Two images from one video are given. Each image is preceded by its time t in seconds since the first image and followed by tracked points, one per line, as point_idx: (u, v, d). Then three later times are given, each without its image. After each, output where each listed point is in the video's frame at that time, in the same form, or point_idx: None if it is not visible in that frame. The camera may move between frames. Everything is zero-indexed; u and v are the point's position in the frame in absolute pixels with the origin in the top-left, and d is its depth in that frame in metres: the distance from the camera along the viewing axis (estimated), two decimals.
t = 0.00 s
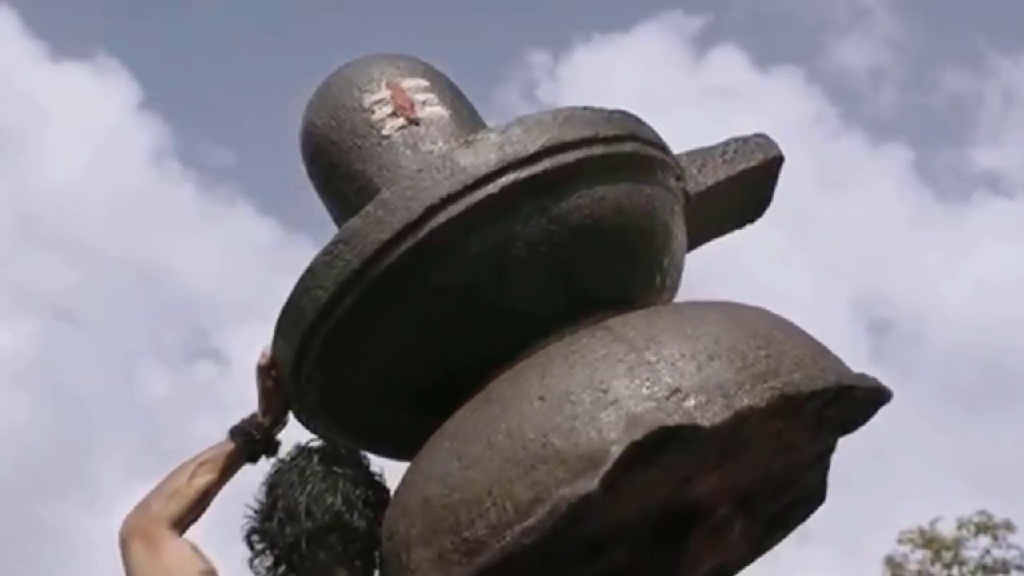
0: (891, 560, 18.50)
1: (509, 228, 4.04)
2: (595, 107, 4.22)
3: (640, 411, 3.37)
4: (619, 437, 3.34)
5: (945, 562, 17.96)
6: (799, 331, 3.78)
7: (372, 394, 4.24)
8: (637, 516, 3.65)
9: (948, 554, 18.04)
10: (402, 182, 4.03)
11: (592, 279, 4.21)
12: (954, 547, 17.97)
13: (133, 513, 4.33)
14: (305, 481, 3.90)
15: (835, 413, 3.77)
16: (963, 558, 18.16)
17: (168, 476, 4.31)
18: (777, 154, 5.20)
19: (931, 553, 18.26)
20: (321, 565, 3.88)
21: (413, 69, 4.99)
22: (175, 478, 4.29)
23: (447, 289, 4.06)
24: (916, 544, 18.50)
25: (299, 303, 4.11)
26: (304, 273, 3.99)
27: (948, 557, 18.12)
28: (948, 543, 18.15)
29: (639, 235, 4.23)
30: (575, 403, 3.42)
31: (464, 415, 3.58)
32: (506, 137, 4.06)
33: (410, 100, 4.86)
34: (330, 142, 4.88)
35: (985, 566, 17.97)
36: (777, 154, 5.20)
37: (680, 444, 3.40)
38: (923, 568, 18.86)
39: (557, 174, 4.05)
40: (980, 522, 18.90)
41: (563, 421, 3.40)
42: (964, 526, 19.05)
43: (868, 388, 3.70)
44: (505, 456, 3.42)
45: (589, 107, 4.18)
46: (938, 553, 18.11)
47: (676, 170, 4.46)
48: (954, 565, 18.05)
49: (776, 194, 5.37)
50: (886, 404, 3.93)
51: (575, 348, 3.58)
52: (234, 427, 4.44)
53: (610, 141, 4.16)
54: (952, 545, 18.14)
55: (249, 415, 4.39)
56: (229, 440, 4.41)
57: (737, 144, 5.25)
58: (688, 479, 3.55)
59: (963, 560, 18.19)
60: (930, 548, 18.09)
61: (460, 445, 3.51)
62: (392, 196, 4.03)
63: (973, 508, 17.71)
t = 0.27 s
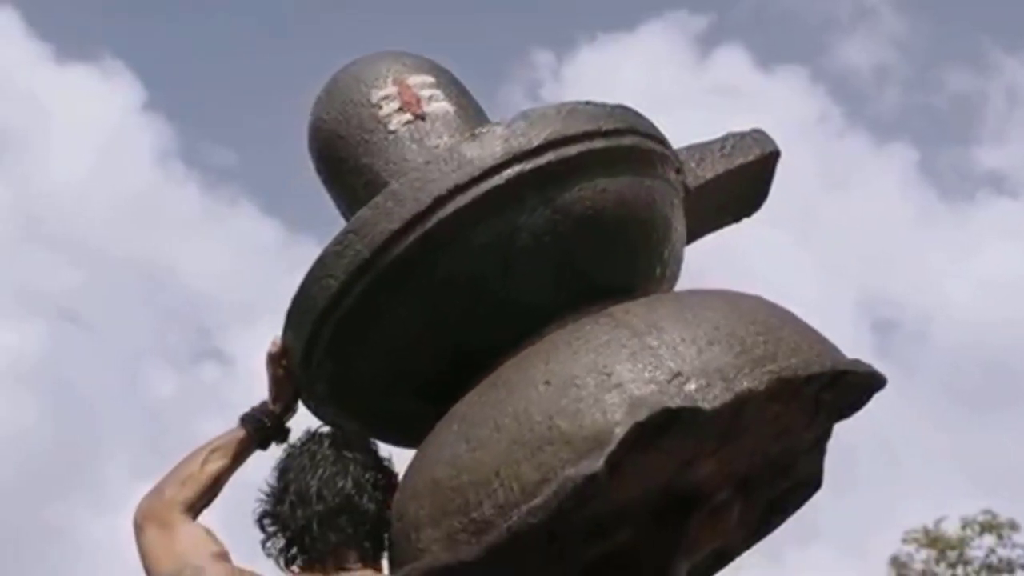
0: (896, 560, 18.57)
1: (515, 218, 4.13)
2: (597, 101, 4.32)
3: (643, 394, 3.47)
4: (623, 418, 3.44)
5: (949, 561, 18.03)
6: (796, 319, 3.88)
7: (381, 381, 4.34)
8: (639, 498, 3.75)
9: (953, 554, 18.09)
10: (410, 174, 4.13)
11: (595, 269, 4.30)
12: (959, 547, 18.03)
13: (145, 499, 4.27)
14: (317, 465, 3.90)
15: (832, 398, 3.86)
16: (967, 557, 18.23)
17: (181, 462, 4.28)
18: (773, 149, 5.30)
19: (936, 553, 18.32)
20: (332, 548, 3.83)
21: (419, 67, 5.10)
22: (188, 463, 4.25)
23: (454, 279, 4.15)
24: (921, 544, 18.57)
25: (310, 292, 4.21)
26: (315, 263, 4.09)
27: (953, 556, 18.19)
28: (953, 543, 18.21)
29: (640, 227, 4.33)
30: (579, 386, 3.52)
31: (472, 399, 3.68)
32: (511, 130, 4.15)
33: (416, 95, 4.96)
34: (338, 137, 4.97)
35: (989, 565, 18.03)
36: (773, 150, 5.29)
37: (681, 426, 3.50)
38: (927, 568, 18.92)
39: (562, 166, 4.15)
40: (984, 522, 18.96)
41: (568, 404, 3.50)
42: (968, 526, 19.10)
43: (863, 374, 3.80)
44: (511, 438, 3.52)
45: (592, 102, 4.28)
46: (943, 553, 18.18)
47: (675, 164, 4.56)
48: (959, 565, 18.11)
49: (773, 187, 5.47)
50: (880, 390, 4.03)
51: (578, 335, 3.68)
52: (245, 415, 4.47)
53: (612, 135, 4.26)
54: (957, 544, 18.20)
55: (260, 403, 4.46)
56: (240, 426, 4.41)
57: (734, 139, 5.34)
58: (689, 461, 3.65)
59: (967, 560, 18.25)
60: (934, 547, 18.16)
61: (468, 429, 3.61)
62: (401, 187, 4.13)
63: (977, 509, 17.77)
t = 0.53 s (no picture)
0: (903, 559, 18.62)
1: (522, 207, 4.24)
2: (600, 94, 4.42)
3: (647, 375, 3.58)
4: (627, 398, 3.55)
5: (956, 560, 18.07)
6: (795, 304, 3.99)
7: (392, 367, 4.45)
8: (643, 480, 3.85)
9: (959, 552, 18.13)
10: (420, 164, 4.24)
11: (598, 256, 4.41)
12: (966, 546, 18.08)
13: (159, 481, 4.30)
14: (330, 446, 4.01)
15: (829, 382, 3.97)
16: (974, 556, 18.28)
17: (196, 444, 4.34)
18: (772, 142, 5.40)
19: (943, 551, 18.38)
20: (345, 527, 3.95)
21: (426, 63, 5.20)
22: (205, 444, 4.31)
23: (462, 266, 4.26)
24: (927, 542, 18.63)
25: (323, 280, 4.32)
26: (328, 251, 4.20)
27: (960, 555, 18.24)
28: (959, 542, 18.27)
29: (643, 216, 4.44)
30: (585, 368, 3.63)
31: (481, 382, 3.79)
32: (518, 122, 4.26)
33: (424, 90, 5.07)
34: (347, 131, 5.08)
35: (995, 563, 18.08)
36: (771, 142, 5.40)
37: (684, 406, 3.61)
38: (933, 566, 18.98)
39: (567, 157, 4.26)
40: (991, 520, 19.01)
41: (574, 385, 3.61)
42: (974, 523, 19.16)
43: (860, 357, 3.90)
44: (520, 419, 3.64)
45: (596, 95, 4.38)
46: (949, 552, 18.23)
47: (677, 155, 4.66)
48: (966, 563, 18.16)
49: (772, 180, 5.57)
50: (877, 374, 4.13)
51: (584, 319, 3.79)
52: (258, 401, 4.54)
53: (616, 127, 4.36)
54: (964, 543, 18.26)
55: (273, 388, 4.54)
56: (254, 411, 4.48)
57: (733, 132, 5.45)
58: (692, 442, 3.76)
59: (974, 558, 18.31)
60: (941, 546, 18.22)
61: (477, 410, 3.72)
62: (411, 177, 4.24)
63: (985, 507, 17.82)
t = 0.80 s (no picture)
0: (908, 557, 18.66)
1: (527, 198, 4.33)
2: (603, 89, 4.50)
3: (649, 360, 3.69)
4: (632, 383, 3.66)
5: (962, 559, 18.10)
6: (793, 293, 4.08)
7: (400, 355, 4.53)
8: (645, 465, 3.94)
9: (965, 550, 18.15)
10: (428, 156, 4.33)
11: (601, 246, 4.49)
12: (971, 544, 18.10)
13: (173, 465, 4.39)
14: (340, 431, 4.12)
15: (827, 368, 4.05)
16: (980, 554, 18.31)
17: (209, 429, 4.43)
18: (770, 136, 5.49)
19: (948, 549, 18.40)
20: (355, 511, 4.05)
21: (432, 58, 5.29)
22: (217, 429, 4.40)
23: (469, 256, 4.35)
24: (933, 541, 18.66)
25: (333, 270, 4.41)
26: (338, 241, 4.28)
27: (966, 554, 18.27)
28: (965, 540, 18.30)
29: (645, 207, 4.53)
30: (589, 354, 3.74)
31: (488, 367, 3.90)
32: (524, 116, 4.34)
33: (430, 85, 5.15)
34: (356, 125, 5.17)
35: (1000, 562, 18.11)
36: (770, 136, 5.49)
37: (686, 392, 3.71)
38: (939, 565, 19.01)
39: (571, 150, 4.34)
40: (996, 518, 19.02)
41: (579, 370, 3.73)
42: (979, 521, 19.18)
43: (857, 344, 3.99)
44: (526, 403, 3.75)
45: (599, 89, 4.46)
46: (955, 550, 18.26)
47: (677, 148, 4.74)
48: (972, 562, 18.18)
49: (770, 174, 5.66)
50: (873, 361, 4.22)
51: (588, 307, 3.90)
52: (270, 388, 4.63)
53: (618, 120, 4.44)
54: (969, 541, 18.29)
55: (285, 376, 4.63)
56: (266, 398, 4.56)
57: (732, 127, 5.54)
58: (693, 427, 3.86)
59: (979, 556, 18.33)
60: (945, 544, 18.25)
61: (484, 396, 3.84)
62: (419, 169, 4.33)
63: (990, 506, 17.82)
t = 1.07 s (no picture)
0: (913, 556, 18.70)
1: (532, 190, 4.41)
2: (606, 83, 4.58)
3: (652, 348, 3.81)
4: (634, 369, 3.79)
5: (967, 558, 18.15)
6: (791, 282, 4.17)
7: (407, 343, 4.62)
8: (648, 453, 4.02)
9: (970, 549, 18.17)
10: (435, 150, 4.41)
11: (604, 236, 4.58)
12: (976, 543, 18.11)
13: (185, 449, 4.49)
14: (350, 418, 4.21)
15: (824, 355, 4.14)
16: (985, 552, 18.36)
17: (220, 415, 4.52)
18: (769, 130, 5.58)
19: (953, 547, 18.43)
20: (365, 495, 4.14)
21: (438, 53, 5.38)
22: (227, 415, 4.49)
23: (475, 246, 4.43)
24: (939, 540, 18.71)
25: (342, 260, 4.49)
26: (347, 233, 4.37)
27: (971, 552, 18.31)
28: (971, 539, 18.34)
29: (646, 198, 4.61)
30: (594, 341, 3.87)
31: (497, 354, 4.04)
32: (528, 110, 4.42)
33: (437, 80, 5.24)
34: (364, 119, 5.26)
35: (1005, 560, 18.15)
36: (770, 130, 5.59)
37: (687, 378, 3.82)
38: (944, 563, 19.06)
39: (574, 143, 4.43)
40: (1004, 520, 18.98)
41: (584, 357, 3.86)
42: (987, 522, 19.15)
43: (855, 332, 4.08)
44: (533, 390, 3.89)
45: (602, 84, 4.54)
46: (961, 549, 18.29)
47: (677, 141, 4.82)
48: (977, 560, 18.22)
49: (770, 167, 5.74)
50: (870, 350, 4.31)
51: (592, 296, 4.03)
52: (280, 375, 4.72)
53: (621, 114, 4.53)
54: (975, 539, 18.33)
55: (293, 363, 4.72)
56: (276, 385, 4.66)
57: (732, 121, 5.62)
58: (696, 416, 3.94)
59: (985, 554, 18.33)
60: (951, 543, 18.29)
61: (492, 383, 3.98)
62: (427, 162, 4.41)
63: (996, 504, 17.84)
